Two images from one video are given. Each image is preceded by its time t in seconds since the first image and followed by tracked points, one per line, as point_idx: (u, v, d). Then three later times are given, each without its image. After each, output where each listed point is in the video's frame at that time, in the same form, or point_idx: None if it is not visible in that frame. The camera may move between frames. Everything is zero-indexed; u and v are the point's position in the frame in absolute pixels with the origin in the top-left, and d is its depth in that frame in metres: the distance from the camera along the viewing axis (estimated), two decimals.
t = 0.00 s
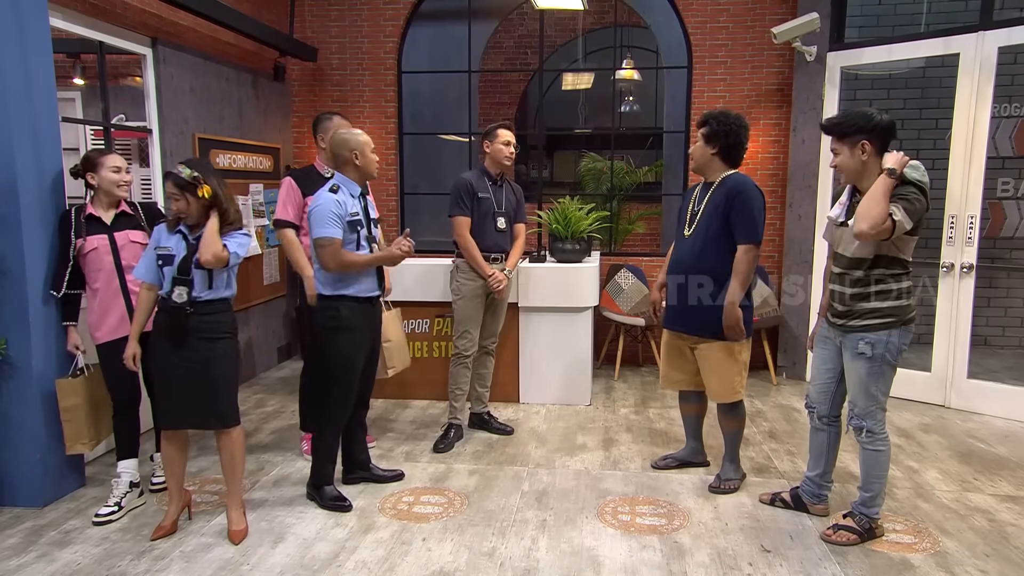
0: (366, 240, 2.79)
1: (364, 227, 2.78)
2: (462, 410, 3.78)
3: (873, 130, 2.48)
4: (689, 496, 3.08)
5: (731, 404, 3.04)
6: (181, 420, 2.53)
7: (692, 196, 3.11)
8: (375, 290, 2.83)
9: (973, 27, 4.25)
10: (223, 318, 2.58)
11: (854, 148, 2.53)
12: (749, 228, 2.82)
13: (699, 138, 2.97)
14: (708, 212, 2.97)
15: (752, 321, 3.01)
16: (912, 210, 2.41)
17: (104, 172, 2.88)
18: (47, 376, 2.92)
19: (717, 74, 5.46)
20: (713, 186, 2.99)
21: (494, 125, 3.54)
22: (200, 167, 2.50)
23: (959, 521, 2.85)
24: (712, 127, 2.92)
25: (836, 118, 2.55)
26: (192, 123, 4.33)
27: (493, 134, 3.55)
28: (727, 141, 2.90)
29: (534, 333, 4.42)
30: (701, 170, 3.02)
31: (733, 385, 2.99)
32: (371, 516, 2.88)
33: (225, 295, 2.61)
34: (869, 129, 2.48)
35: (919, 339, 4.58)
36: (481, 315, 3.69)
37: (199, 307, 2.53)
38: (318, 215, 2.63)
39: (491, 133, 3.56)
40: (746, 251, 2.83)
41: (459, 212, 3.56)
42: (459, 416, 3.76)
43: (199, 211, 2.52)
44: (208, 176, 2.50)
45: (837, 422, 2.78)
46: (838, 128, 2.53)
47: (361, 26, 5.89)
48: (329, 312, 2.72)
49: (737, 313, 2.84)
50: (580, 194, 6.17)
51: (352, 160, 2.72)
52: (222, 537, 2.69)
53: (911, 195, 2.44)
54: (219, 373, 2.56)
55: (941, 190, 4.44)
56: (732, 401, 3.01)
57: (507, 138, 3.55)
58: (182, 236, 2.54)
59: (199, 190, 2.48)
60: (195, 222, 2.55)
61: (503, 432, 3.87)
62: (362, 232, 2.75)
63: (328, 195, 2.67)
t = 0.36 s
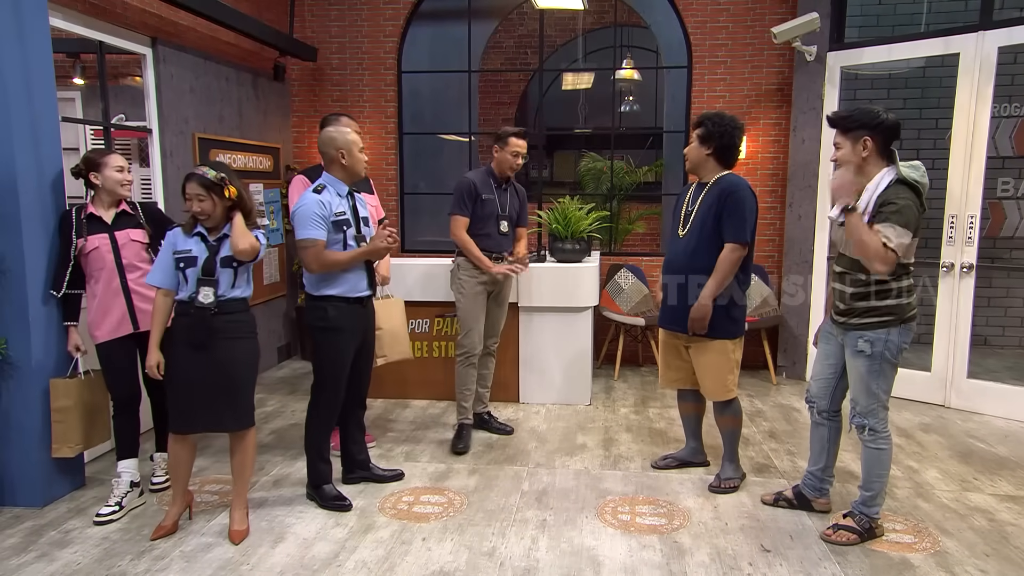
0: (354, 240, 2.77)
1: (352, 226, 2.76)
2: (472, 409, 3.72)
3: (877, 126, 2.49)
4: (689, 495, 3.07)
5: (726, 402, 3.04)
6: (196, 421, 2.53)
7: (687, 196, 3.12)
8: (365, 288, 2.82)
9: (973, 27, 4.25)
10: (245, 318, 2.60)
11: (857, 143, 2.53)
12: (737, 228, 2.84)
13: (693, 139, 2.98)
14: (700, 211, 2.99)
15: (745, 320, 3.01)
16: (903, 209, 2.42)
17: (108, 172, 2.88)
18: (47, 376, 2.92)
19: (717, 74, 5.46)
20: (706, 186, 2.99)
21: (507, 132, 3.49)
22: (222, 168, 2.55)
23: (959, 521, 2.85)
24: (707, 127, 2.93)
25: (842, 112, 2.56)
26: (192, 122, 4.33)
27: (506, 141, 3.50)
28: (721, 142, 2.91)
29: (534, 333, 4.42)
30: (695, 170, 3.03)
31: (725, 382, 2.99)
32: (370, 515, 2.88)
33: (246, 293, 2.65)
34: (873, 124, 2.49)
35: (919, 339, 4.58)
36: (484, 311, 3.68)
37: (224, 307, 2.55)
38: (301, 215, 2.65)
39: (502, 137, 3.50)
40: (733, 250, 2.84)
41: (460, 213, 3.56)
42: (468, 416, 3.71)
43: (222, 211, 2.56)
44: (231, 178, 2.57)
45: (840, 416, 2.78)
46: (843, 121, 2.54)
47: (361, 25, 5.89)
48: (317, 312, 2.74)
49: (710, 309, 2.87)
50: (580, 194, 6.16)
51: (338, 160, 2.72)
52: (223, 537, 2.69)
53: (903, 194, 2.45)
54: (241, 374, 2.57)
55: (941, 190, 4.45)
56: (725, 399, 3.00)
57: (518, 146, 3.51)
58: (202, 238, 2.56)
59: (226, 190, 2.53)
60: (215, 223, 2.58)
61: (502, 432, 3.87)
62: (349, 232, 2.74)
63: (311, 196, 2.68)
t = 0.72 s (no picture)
0: (346, 240, 2.77)
1: (345, 226, 2.76)
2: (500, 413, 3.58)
3: (883, 124, 2.53)
4: (689, 495, 3.07)
5: (726, 402, 3.03)
6: (208, 424, 2.53)
7: (684, 196, 3.13)
8: (361, 288, 2.81)
9: (973, 27, 4.25)
10: (257, 319, 2.61)
11: (862, 137, 2.56)
12: (739, 228, 2.85)
13: (690, 140, 2.98)
14: (700, 212, 2.99)
15: (745, 319, 3.02)
16: (901, 205, 2.41)
17: (105, 173, 2.88)
18: (46, 377, 2.92)
19: (717, 74, 5.46)
20: (705, 186, 3.00)
21: (510, 132, 3.40)
22: (224, 168, 2.55)
23: (960, 521, 2.85)
24: (703, 129, 2.93)
25: (852, 107, 2.59)
26: (192, 122, 4.33)
27: (507, 141, 3.43)
28: (720, 144, 2.92)
29: (534, 333, 4.42)
30: (692, 171, 3.03)
31: (726, 381, 2.99)
32: (371, 516, 2.87)
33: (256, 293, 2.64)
34: (881, 120, 2.53)
35: (918, 339, 4.58)
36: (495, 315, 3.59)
37: (235, 309, 2.55)
38: (289, 215, 2.65)
39: (503, 138, 3.43)
40: (735, 250, 2.84)
41: (467, 219, 3.46)
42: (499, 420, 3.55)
43: (227, 211, 2.56)
44: (234, 177, 2.56)
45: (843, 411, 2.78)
46: (851, 115, 2.58)
47: (361, 25, 5.89)
48: (311, 313, 2.74)
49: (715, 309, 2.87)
50: (580, 194, 6.16)
51: (330, 161, 2.72)
52: (224, 537, 2.69)
53: (899, 192, 2.45)
54: (255, 375, 2.58)
55: (940, 190, 4.45)
56: (726, 398, 3.00)
57: (521, 147, 3.44)
58: (208, 239, 2.56)
59: (229, 190, 2.52)
60: (221, 223, 2.57)
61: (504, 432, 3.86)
62: (341, 232, 2.74)
63: (302, 197, 2.68)
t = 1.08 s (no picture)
0: (343, 239, 2.76)
1: (342, 226, 2.75)
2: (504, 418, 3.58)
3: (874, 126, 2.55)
4: (689, 495, 3.07)
5: (728, 401, 3.04)
6: (208, 423, 2.51)
7: (681, 195, 3.13)
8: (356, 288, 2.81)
9: (973, 28, 4.25)
10: (252, 318, 2.61)
11: (853, 140, 2.57)
12: (746, 229, 2.86)
13: (691, 142, 2.97)
14: (701, 213, 2.99)
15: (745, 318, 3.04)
16: (898, 202, 2.43)
17: (92, 174, 2.86)
18: (46, 377, 2.92)
19: (717, 74, 5.46)
20: (706, 187, 3.01)
21: (501, 126, 3.32)
22: (222, 170, 2.55)
23: (959, 522, 2.85)
24: (705, 132, 2.92)
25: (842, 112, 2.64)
26: (192, 122, 4.33)
27: (500, 137, 3.35)
28: (719, 148, 2.93)
29: (533, 333, 4.42)
30: (691, 172, 3.03)
31: (729, 380, 2.99)
32: (371, 516, 2.87)
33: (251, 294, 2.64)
34: (871, 125, 2.56)
35: (918, 339, 4.58)
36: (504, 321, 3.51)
37: (230, 309, 2.55)
38: (285, 215, 2.67)
39: (498, 134, 3.34)
40: (744, 251, 2.86)
41: (476, 223, 3.35)
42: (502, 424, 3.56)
43: (223, 213, 2.56)
44: (232, 179, 2.56)
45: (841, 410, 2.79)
46: (842, 119, 2.61)
47: (361, 25, 5.89)
48: (306, 312, 2.74)
49: (733, 312, 2.87)
50: (580, 194, 6.16)
51: (324, 160, 2.71)
52: (224, 537, 2.69)
53: (895, 189, 2.47)
54: (252, 374, 2.58)
55: (940, 190, 4.45)
56: (728, 398, 3.01)
57: (515, 140, 3.34)
58: (203, 241, 2.57)
59: (226, 192, 2.53)
60: (217, 225, 2.57)
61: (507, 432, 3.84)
62: (338, 232, 2.73)
63: (297, 197, 2.69)
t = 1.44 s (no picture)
0: (335, 240, 2.75)
1: (334, 226, 2.75)
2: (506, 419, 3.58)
3: (876, 128, 2.55)
4: (689, 495, 3.08)
5: (728, 401, 3.04)
6: (198, 422, 2.51)
7: (681, 196, 3.13)
8: (348, 289, 2.80)
9: (973, 28, 4.26)
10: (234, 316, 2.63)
11: (856, 142, 2.57)
12: (746, 230, 2.86)
13: (691, 143, 2.96)
14: (701, 214, 2.99)
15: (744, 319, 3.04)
16: (898, 202, 2.44)
17: (90, 174, 2.86)
18: (46, 377, 2.92)
19: (716, 74, 5.46)
20: (705, 188, 3.01)
21: (497, 125, 3.30)
22: (207, 168, 2.55)
23: (959, 522, 2.85)
24: (707, 134, 2.92)
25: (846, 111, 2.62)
26: (192, 123, 4.33)
27: (496, 136, 3.34)
28: (719, 151, 2.93)
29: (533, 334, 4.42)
30: (690, 174, 3.03)
31: (729, 380, 2.99)
32: (370, 516, 2.87)
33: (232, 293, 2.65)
34: (874, 127, 2.55)
35: (918, 339, 4.58)
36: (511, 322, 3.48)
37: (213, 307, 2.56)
38: (274, 215, 2.67)
39: (491, 134, 3.34)
40: (744, 253, 2.86)
41: (474, 226, 3.35)
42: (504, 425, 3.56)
43: (206, 212, 2.56)
44: (216, 177, 2.56)
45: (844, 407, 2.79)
46: (845, 119, 2.59)
47: (360, 26, 5.89)
48: (302, 312, 2.75)
49: (732, 312, 2.87)
50: (580, 195, 6.16)
51: (315, 161, 2.71)
52: (224, 537, 2.69)
53: (895, 190, 2.47)
54: (236, 371, 2.60)
55: (940, 190, 4.45)
56: (728, 397, 3.01)
57: (513, 139, 3.33)
58: (185, 239, 2.57)
59: (211, 191, 2.53)
60: (199, 223, 2.57)
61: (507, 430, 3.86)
62: (329, 232, 2.73)
63: (288, 198, 2.69)
